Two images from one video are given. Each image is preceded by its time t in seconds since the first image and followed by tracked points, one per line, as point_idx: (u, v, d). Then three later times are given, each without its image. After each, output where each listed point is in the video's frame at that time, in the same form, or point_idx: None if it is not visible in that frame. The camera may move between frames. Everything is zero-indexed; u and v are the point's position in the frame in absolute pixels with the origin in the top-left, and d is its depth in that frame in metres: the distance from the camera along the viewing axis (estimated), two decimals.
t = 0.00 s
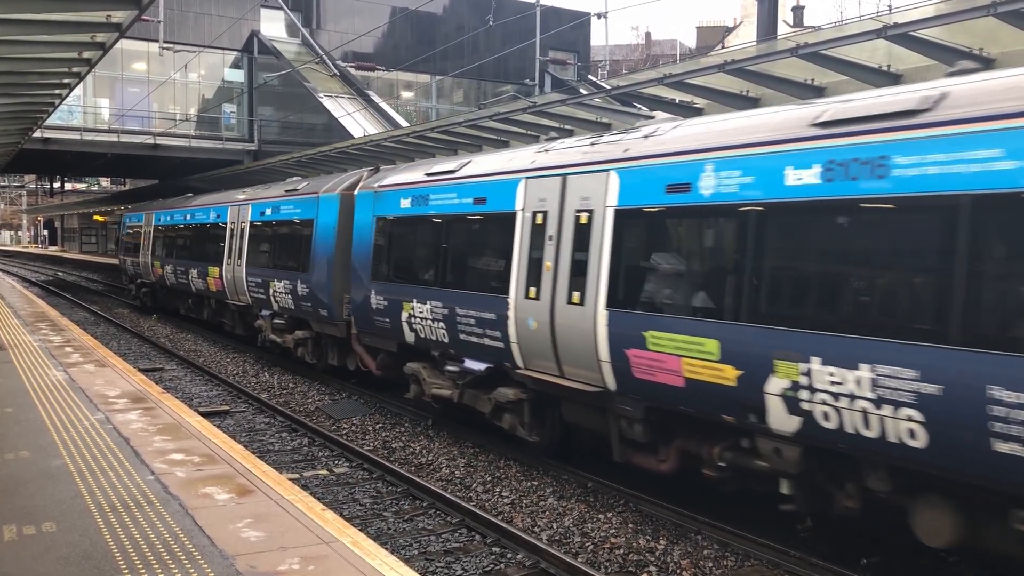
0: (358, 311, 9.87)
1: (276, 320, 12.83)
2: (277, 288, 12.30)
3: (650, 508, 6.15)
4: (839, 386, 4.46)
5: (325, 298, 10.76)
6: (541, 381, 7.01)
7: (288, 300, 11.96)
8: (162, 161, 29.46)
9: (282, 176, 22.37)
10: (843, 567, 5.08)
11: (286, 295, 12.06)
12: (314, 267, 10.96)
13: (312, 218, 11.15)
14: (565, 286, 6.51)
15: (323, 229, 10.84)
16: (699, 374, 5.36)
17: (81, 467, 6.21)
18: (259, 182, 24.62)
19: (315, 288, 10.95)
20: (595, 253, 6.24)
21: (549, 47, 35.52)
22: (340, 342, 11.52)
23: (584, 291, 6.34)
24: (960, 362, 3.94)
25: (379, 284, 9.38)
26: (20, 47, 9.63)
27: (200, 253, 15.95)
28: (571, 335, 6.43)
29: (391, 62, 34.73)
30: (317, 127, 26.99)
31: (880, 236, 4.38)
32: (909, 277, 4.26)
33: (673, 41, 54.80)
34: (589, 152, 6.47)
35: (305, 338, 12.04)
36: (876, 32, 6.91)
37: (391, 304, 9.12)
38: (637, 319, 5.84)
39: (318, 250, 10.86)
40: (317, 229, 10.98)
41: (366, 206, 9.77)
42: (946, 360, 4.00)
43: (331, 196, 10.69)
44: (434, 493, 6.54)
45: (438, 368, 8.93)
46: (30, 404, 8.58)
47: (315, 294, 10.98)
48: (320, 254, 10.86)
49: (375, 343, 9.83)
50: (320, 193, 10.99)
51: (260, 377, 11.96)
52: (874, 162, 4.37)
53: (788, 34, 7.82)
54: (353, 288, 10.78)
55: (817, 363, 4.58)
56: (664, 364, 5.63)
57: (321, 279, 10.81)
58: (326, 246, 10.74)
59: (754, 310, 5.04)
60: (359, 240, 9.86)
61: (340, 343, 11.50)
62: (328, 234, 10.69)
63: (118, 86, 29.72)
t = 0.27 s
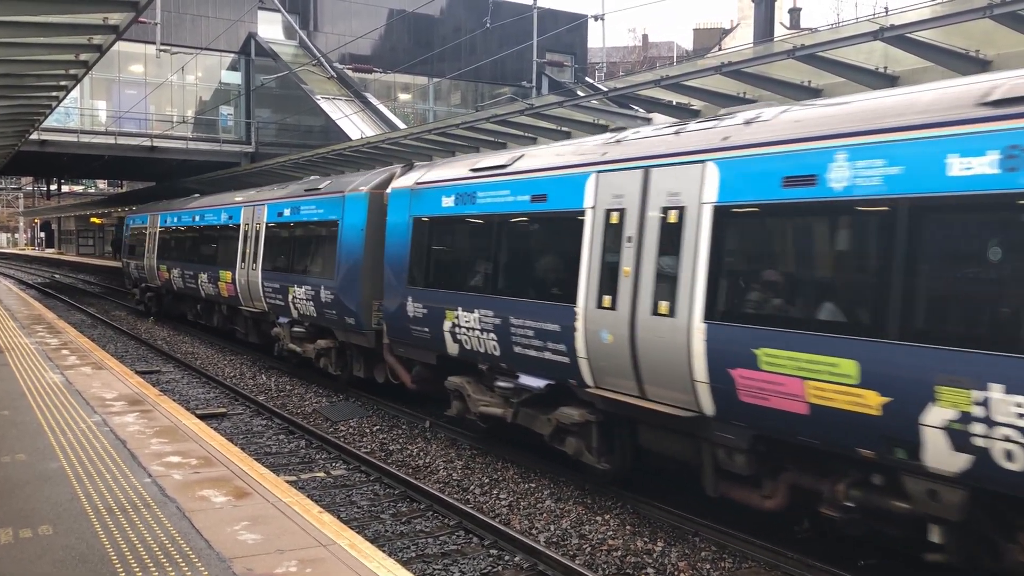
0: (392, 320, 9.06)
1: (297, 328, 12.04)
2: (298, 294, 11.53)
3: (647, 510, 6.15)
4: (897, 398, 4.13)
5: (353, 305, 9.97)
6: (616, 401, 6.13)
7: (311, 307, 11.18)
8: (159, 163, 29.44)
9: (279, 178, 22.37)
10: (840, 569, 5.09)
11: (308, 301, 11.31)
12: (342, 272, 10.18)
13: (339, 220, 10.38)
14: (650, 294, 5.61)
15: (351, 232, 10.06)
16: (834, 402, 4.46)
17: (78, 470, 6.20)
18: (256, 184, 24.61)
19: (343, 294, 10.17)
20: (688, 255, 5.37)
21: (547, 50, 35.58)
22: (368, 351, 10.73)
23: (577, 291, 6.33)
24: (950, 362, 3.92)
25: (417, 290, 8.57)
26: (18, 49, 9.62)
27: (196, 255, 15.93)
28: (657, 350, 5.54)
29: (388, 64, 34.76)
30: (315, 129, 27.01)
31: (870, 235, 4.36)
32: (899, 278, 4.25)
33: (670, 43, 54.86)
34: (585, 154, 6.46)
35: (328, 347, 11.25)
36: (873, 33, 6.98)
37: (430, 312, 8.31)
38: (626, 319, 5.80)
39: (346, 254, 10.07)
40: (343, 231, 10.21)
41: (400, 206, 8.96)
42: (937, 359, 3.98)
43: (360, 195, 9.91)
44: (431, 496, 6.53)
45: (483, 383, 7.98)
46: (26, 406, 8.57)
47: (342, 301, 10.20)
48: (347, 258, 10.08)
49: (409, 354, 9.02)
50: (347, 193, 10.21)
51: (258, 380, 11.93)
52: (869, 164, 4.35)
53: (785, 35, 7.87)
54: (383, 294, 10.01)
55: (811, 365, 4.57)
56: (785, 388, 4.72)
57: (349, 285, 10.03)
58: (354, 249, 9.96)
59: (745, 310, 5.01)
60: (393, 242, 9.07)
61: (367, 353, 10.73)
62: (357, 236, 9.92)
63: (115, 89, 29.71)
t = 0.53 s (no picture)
0: (437, 329, 8.12)
1: (320, 336, 11.12)
2: (323, 300, 10.63)
3: (646, 510, 6.15)
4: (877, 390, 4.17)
5: (387, 313, 9.06)
6: (714, 426, 5.28)
7: (339, 314, 10.27)
8: (156, 164, 29.41)
9: (277, 179, 22.36)
10: (838, 569, 5.09)
11: (333, 308, 10.39)
12: (373, 276, 9.27)
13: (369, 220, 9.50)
14: (768, 304, 4.72)
15: (382, 232, 9.18)
16: None
17: (76, 472, 6.19)
18: (253, 185, 24.59)
19: (374, 300, 9.26)
20: (820, 256, 4.47)
21: (544, 50, 35.61)
22: (400, 361, 9.82)
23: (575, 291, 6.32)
24: (948, 360, 3.89)
25: (464, 297, 7.65)
26: (14, 51, 9.60)
27: (193, 256, 15.91)
28: (778, 370, 4.68)
29: (386, 65, 34.77)
30: (312, 130, 27.00)
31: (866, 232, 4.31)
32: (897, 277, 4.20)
33: (667, 44, 54.94)
34: (587, 153, 6.38)
35: (355, 357, 10.31)
36: (870, 35, 7.00)
37: (482, 321, 7.36)
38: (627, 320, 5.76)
39: (377, 257, 9.18)
40: (374, 232, 9.33)
41: (444, 203, 8.03)
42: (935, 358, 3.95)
43: (393, 193, 9.02)
44: (429, 497, 6.52)
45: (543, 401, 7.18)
46: (23, 408, 8.56)
47: (374, 308, 9.29)
48: (379, 261, 9.19)
49: (454, 367, 8.08)
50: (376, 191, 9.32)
51: (255, 381, 11.91)
52: (867, 164, 4.30)
53: (782, 36, 7.84)
54: (420, 300, 9.12)
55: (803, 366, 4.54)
56: (955, 419, 3.84)
57: (382, 290, 9.11)
58: (387, 251, 9.07)
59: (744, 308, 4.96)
60: (435, 243, 8.15)
61: (399, 363, 9.82)
62: (390, 237, 9.02)
63: (112, 90, 29.67)
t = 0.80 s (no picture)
0: (487, 339, 7.12)
1: (348, 345, 10.09)
2: (351, 305, 9.62)
3: (643, 510, 6.16)
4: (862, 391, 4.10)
5: (427, 321, 8.05)
6: (858, 463, 4.28)
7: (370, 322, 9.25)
8: (153, 164, 29.36)
9: (274, 178, 22.34)
10: (835, 569, 5.09)
11: (363, 314, 9.39)
12: (413, 281, 8.29)
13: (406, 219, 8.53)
14: (934, 315, 3.80)
15: (423, 233, 8.19)
16: None
17: (72, 472, 6.18)
18: (250, 184, 24.56)
19: (413, 307, 8.28)
20: (1007, 254, 3.54)
21: (541, 50, 35.64)
22: (439, 373, 8.82)
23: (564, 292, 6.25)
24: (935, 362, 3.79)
25: (523, 303, 6.64)
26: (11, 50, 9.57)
27: (190, 256, 15.88)
28: (951, 398, 3.75)
29: (383, 65, 34.77)
30: (309, 130, 26.99)
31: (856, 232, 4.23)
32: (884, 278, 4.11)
33: (664, 44, 55.00)
34: (578, 152, 6.30)
35: (390, 368, 9.35)
36: (868, 34, 6.99)
37: (510, 326, 6.82)
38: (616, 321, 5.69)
39: (416, 259, 8.19)
40: (413, 232, 8.35)
41: (497, 197, 7.03)
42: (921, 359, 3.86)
43: (435, 188, 8.03)
44: (427, 497, 6.52)
45: (618, 423, 6.14)
46: (20, 408, 8.53)
47: (413, 317, 8.32)
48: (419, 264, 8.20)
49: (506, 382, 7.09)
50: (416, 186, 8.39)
51: (253, 381, 11.89)
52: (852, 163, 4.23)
53: (780, 36, 7.85)
54: (466, 308, 8.06)
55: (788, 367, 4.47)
56: None
57: (423, 297, 8.10)
58: (427, 253, 8.06)
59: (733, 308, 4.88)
60: (487, 242, 7.13)
61: (437, 375, 8.84)
62: (431, 237, 8.02)
63: (109, 89, 29.63)
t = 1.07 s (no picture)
0: (557, 352, 6.26)
1: (383, 353, 9.16)
2: (388, 310, 8.74)
3: (641, 510, 6.16)
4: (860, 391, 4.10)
5: (481, 330, 7.14)
6: None
7: (411, 329, 8.34)
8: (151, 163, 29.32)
9: (272, 177, 22.33)
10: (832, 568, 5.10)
11: (403, 321, 8.50)
12: (464, 285, 7.39)
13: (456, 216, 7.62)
14: None
15: (475, 231, 7.29)
16: None
17: (71, 471, 6.18)
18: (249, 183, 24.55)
19: (464, 313, 7.40)
20: None
21: (540, 50, 35.66)
22: (490, 386, 7.91)
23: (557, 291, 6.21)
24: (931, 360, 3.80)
25: (603, 312, 5.81)
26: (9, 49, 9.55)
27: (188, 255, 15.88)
28: None
29: (382, 64, 34.78)
30: (307, 129, 26.97)
31: (853, 232, 4.26)
32: (881, 278, 4.12)
33: (663, 44, 55.02)
34: (578, 152, 6.29)
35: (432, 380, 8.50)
36: (866, 34, 7.00)
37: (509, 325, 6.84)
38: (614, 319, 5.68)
39: (473, 261, 7.23)
40: (464, 231, 7.46)
41: (570, 192, 6.17)
42: (917, 357, 3.87)
43: (492, 181, 7.11)
44: (425, 495, 6.52)
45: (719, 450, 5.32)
46: (18, 407, 8.52)
47: (462, 324, 7.45)
48: (472, 266, 7.30)
49: (579, 400, 6.25)
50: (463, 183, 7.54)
51: (251, 380, 11.89)
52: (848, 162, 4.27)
53: (777, 36, 7.86)
54: (523, 315, 7.21)
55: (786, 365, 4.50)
56: None
57: (476, 302, 7.20)
58: (482, 254, 7.16)
59: (731, 307, 4.88)
60: (560, 242, 6.22)
61: (486, 388, 7.93)
62: (487, 236, 7.11)
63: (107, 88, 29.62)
